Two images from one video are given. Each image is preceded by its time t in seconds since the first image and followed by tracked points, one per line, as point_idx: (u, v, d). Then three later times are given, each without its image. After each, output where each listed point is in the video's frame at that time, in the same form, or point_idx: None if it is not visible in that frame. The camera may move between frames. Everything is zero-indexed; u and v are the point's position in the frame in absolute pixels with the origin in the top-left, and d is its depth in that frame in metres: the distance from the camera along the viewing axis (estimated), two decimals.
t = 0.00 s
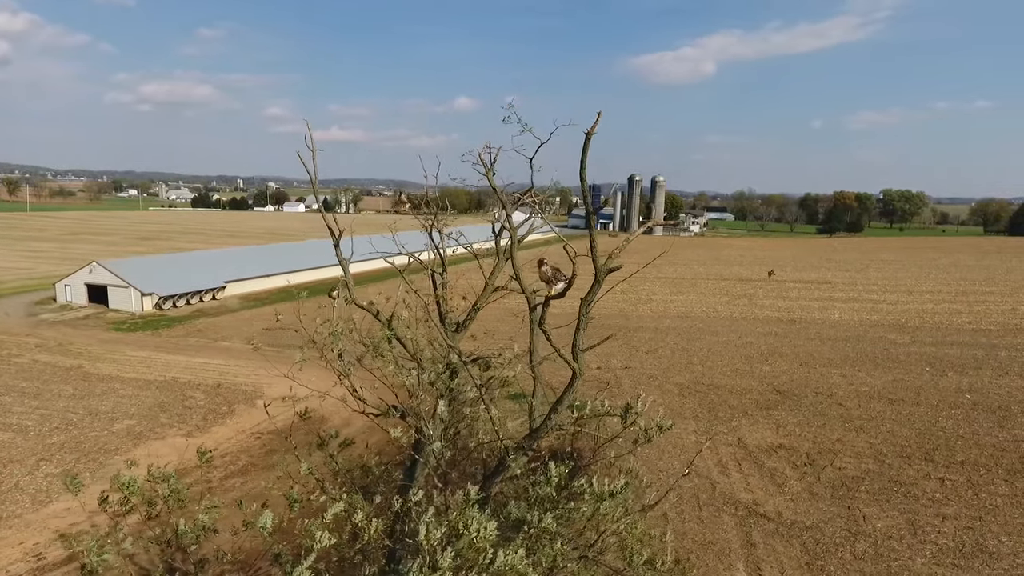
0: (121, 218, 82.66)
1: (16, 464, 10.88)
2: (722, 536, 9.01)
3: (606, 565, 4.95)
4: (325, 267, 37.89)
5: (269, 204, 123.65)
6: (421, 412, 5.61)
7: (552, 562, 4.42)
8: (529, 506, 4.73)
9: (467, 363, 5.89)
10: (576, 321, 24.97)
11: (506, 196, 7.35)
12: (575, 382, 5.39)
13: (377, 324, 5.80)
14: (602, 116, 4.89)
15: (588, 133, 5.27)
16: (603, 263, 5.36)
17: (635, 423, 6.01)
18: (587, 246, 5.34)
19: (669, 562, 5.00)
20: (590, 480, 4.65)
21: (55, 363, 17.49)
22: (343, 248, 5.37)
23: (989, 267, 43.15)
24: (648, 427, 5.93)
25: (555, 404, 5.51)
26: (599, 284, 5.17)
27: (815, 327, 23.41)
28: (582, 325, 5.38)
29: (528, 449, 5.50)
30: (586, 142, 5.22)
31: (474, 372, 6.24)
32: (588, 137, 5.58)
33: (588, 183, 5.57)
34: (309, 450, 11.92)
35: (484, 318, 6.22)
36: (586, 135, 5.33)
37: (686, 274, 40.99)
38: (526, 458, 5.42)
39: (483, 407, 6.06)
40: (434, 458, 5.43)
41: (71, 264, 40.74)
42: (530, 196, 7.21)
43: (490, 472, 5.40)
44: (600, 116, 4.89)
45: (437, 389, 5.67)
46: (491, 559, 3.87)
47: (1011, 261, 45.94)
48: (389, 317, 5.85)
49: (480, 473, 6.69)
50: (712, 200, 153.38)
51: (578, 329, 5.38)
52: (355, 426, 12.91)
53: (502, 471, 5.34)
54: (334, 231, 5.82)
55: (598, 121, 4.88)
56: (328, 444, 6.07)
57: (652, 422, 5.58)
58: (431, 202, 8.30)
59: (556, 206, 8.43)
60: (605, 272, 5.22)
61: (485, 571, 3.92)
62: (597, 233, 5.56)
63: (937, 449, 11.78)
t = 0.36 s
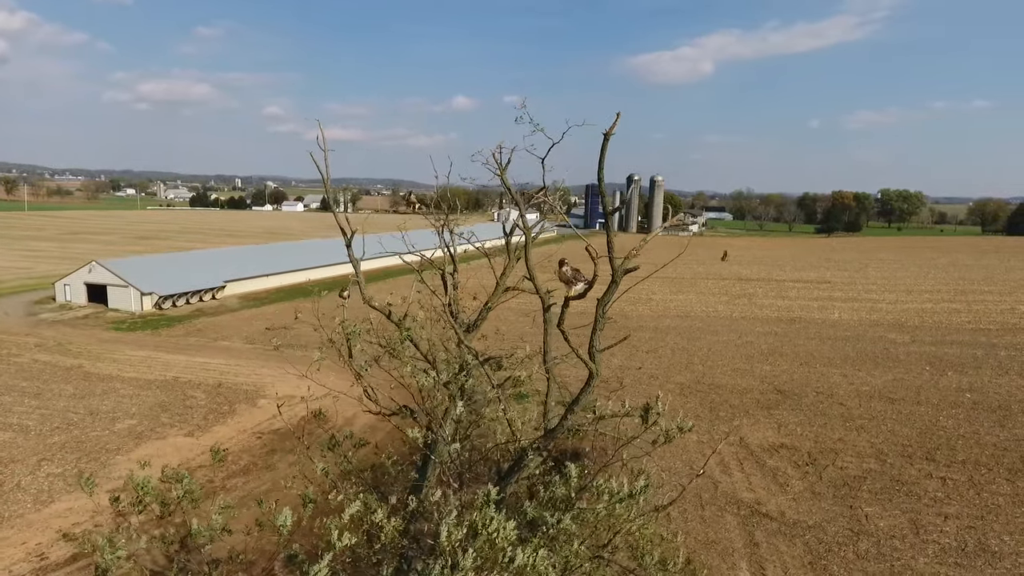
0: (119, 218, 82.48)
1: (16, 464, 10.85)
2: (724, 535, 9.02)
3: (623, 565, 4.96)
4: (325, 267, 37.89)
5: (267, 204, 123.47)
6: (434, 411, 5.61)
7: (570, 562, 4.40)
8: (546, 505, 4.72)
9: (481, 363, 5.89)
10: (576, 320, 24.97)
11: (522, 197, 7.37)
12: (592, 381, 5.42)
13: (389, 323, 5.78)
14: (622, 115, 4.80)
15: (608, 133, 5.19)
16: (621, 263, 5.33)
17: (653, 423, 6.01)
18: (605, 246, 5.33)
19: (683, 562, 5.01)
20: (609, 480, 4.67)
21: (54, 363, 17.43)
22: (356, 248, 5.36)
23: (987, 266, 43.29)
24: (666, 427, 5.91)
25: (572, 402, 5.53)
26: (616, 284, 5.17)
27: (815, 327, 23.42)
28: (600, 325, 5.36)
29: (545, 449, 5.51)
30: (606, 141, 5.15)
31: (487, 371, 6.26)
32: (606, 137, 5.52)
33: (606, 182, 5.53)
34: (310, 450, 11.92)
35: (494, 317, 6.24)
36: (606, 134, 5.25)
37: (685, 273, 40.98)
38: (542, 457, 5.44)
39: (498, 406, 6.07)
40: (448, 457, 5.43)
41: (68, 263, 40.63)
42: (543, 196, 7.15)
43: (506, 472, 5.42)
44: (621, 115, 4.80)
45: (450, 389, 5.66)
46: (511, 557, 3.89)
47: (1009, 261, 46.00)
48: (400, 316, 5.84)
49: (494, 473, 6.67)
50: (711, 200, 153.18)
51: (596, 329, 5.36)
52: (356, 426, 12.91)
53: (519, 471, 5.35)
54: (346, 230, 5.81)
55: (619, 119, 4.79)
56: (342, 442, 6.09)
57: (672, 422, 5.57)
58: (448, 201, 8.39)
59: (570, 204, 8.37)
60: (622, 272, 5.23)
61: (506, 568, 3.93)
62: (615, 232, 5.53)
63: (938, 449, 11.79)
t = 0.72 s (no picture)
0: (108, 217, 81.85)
1: (7, 467, 10.75)
2: (721, 533, 9.06)
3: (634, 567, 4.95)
4: (318, 267, 37.78)
5: (257, 203, 122.80)
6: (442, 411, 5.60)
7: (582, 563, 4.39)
8: (558, 506, 4.71)
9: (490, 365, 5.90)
10: (569, 319, 25.00)
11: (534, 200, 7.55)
12: (604, 382, 5.47)
13: (397, 325, 5.80)
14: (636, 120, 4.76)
15: (620, 135, 5.15)
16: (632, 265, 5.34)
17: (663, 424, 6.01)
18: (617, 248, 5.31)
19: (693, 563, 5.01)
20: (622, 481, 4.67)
21: (43, 364, 17.26)
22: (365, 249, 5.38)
23: (975, 265, 43.74)
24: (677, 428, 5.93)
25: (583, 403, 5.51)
26: (627, 284, 5.19)
27: (806, 326, 23.57)
28: (612, 327, 5.34)
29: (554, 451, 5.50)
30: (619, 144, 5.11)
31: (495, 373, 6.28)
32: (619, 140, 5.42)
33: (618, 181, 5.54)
34: (305, 449, 11.88)
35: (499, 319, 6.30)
36: (619, 136, 5.21)
37: (677, 272, 41.13)
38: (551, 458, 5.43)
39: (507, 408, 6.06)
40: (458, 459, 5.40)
41: (57, 264, 40.23)
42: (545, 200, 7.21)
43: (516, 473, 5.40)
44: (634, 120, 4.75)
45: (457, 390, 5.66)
46: (527, 559, 3.87)
47: (997, 260, 46.49)
48: (406, 317, 5.86)
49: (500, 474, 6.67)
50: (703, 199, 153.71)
51: (608, 331, 5.33)
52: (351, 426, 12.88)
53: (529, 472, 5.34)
54: (353, 232, 5.85)
55: (633, 121, 4.73)
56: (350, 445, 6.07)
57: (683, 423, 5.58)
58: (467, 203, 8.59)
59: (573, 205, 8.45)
60: (633, 272, 5.26)
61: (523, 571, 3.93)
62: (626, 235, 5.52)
63: (930, 446, 11.90)
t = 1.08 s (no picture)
0: (90, 216, 80.68)
1: None
2: (714, 531, 9.12)
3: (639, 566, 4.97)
4: (305, 266, 37.56)
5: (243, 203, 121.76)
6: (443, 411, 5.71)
7: (589, 564, 4.44)
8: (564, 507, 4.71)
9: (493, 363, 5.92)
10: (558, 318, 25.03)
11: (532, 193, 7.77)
12: (612, 382, 5.27)
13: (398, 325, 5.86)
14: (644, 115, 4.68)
15: (629, 132, 5.01)
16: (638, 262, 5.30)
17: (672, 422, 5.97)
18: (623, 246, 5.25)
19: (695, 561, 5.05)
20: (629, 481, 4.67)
21: (25, 367, 16.98)
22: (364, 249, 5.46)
23: (956, 263, 44.44)
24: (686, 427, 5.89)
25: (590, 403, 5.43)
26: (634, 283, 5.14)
27: (793, 324, 23.79)
28: (619, 325, 5.29)
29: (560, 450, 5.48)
30: (627, 140, 4.98)
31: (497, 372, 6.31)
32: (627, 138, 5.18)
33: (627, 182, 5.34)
34: (295, 451, 11.80)
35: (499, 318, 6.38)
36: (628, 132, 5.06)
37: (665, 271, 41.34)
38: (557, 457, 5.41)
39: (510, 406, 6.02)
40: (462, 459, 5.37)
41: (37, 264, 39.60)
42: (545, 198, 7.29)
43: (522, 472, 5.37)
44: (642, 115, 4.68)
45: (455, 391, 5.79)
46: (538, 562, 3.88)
47: (977, 258, 47.21)
48: (406, 318, 6.03)
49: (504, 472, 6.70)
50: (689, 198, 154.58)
51: (615, 330, 5.27)
52: (341, 426, 12.81)
53: (534, 471, 5.31)
54: (353, 233, 5.94)
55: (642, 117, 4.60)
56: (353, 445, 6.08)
57: (696, 421, 5.55)
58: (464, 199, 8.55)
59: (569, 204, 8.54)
60: (640, 271, 5.10)
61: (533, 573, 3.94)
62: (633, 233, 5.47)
63: (916, 442, 12.06)
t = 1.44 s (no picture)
0: (83, 216, 80.22)
1: None
2: (712, 531, 9.14)
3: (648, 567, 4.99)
4: (300, 266, 37.48)
5: (237, 203, 121.38)
6: (451, 411, 5.76)
7: (600, 565, 4.48)
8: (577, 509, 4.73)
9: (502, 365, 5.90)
10: (555, 317, 25.04)
11: (538, 192, 7.80)
12: (623, 383, 5.22)
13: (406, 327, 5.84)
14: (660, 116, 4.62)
15: (643, 133, 4.97)
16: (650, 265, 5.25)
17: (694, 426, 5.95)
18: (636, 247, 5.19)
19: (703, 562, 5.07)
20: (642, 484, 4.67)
21: (19, 367, 16.87)
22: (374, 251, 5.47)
23: (949, 263, 44.72)
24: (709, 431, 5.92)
25: (602, 405, 5.36)
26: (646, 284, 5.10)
27: (788, 323, 23.88)
28: (631, 327, 5.25)
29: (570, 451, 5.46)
30: (642, 142, 4.92)
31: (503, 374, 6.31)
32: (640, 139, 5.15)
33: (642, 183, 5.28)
34: (292, 452, 11.77)
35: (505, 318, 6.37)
36: (640, 133, 5.02)
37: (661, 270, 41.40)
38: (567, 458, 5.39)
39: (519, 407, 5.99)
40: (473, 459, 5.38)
41: (30, 264, 39.34)
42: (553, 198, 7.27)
43: (532, 475, 5.36)
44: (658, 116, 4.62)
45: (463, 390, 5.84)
46: (554, 564, 3.90)
47: (970, 258, 47.47)
48: (413, 318, 6.04)
49: (514, 472, 6.69)
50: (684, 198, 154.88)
51: (628, 330, 5.23)
52: (338, 427, 12.79)
53: (544, 472, 5.30)
54: (360, 232, 5.92)
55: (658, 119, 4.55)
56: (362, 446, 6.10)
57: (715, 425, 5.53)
58: (467, 198, 8.52)
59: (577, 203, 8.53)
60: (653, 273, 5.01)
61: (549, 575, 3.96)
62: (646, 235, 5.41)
63: (913, 441, 12.11)
